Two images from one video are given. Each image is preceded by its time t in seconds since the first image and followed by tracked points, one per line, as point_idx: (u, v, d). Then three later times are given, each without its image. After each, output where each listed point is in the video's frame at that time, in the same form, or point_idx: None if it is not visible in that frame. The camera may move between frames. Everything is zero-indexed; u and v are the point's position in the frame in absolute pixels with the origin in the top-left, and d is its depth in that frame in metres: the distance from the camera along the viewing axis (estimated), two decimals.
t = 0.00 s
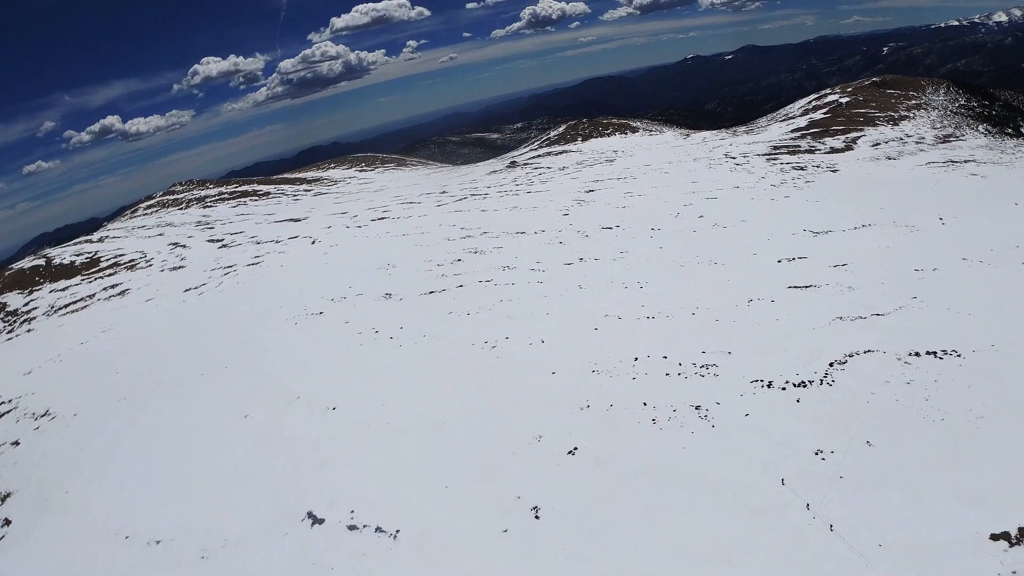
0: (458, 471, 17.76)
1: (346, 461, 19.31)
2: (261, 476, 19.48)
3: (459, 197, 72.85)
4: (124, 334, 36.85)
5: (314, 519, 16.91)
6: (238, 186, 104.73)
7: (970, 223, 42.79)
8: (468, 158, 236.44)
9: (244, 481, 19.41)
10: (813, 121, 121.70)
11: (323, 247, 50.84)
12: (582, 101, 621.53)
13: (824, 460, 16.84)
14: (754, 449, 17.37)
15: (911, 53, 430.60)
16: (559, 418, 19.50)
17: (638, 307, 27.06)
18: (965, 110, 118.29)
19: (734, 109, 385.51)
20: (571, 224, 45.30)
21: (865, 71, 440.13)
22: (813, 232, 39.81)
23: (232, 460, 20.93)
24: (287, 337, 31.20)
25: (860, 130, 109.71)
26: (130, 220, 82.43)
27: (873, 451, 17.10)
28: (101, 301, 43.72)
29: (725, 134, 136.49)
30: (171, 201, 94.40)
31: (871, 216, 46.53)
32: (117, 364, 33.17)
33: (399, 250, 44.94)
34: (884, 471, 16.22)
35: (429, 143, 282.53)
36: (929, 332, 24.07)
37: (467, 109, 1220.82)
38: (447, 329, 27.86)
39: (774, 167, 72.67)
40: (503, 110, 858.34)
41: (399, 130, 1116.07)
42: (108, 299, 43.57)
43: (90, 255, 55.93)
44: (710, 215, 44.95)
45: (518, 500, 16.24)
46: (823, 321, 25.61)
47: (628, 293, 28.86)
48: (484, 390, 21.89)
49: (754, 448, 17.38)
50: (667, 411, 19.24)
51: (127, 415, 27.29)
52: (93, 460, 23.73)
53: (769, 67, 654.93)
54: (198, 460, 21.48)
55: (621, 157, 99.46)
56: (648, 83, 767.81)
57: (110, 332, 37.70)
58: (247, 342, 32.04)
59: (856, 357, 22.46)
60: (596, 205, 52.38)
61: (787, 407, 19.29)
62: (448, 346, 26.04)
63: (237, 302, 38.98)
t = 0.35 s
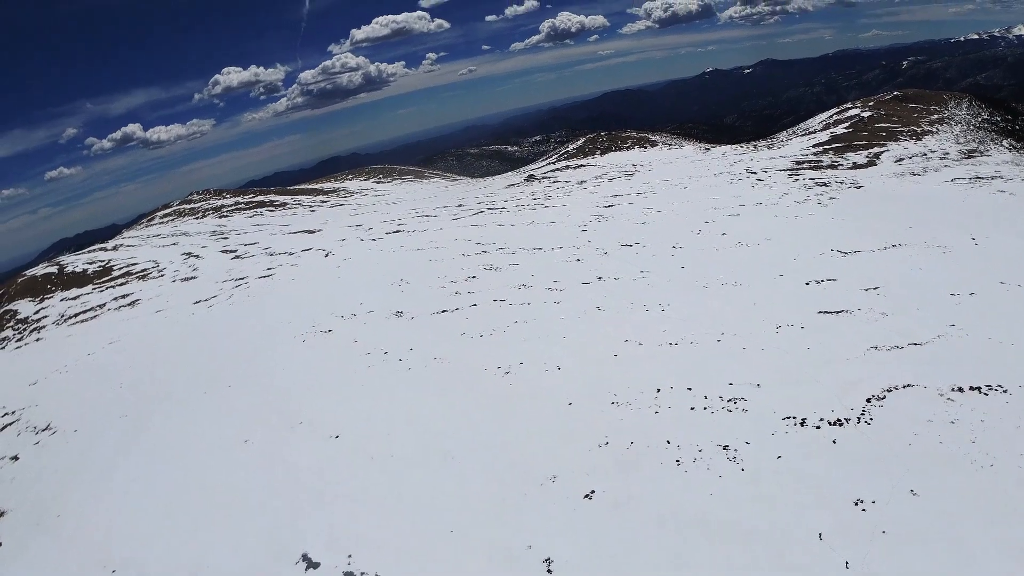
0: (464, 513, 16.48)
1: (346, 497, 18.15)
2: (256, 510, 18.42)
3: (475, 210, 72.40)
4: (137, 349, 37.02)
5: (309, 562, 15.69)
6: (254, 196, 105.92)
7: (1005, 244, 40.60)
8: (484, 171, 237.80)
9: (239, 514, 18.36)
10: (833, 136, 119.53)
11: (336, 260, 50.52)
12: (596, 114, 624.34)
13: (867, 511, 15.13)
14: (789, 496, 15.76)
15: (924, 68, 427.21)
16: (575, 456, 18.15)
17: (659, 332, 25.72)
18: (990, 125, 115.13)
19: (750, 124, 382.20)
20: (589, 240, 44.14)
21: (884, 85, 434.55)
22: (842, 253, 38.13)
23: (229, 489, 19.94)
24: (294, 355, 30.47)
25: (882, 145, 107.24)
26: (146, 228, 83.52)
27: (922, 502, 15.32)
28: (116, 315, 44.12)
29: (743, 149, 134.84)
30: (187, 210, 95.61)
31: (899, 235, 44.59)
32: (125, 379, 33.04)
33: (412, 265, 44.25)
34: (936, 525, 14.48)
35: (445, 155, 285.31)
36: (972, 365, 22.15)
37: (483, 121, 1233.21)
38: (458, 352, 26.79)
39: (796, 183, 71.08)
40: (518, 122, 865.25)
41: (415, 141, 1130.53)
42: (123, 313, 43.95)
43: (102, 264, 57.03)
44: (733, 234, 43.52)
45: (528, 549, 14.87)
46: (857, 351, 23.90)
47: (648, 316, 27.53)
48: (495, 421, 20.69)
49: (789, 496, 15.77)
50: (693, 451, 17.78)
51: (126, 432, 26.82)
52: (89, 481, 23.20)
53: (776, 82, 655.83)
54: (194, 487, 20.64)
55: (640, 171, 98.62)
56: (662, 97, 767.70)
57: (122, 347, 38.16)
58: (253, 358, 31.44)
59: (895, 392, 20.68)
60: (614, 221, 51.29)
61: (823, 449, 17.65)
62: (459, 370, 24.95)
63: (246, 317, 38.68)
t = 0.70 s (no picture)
0: (466, 559, 15.26)
1: (341, 536, 17.08)
2: (247, 547, 17.39)
3: (490, 223, 71.95)
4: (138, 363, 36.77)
5: None
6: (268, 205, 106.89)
7: None
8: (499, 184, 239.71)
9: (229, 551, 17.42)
10: (850, 150, 117.53)
11: (346, 273, 50.28)
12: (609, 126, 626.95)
13: (907, 568, 13.50)
14: (823, 548, 14.22)
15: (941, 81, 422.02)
16: (589, 497, 16.93)
17: (678, 359, 24.50)
18: (1011, 138, 112.18)
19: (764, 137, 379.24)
20: (604, 257, 43.21)
21: (902, 98, 428.85)
22: (866, 273, 36.54)
23: (223, 522, 19.12)
24: (299, 375, 29.80)
25: (902, 159, 104.89)
26: (159, 237, 84.57)
27: (969, 560, 13.61)
28: (127, 330, 44.58)
29: (759, 163, 133.20)
30: (201, 219, 96.75)
31: (924, 254, 42.74)
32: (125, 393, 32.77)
33: (424, 280, 43.58)
34: None
35: (459, 168, 288.30)
36: (1014, 400, 20.19)
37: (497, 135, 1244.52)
38: (467, 376, 25.78)
39: (820, 201, 69.75)
40: (532, 134, 870.16)
41: (429, 151, 1141.70)
42: (136, 328, 44.36)
43: (112, 273, 59.03)
44: (752, 254, 42.22)
45: None
46: (889, 383, 22.24)
47: (666, 342, 26.32)
48: (504, 454, 19.59)
49: (823, 548, 14.23)
50: (716, 495, 16.41)
51: (126, 454, 26.51)
52: (87, 507, 22.87)
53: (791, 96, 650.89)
54: (188, 518, 19.91)
55: (659, 187, 98.38)
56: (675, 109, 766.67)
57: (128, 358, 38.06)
58: (257, 377, 30.90)
59: (933, 431, 18.92)
60: (631, 238, 50.31)
61: (857, 496, 16.08)
62: (468, 397, 23.96)
63: (252, 331, 38.49)
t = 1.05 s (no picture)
0: None
1: None
2: None
3: (500, 238, 71.37)
4: (147, 388, 36.86)
5: None
6: (279, 216, 107.59)
7: None
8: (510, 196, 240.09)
9: None
10: (866, 163, 115.54)
11: (354, 288, 49.81)
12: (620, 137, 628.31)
13: None
14: None
15: (952, 92, 418.43)
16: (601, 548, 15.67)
17: (694, 390, 23.28)
18: None
19: (774, 149, 376.89)
20: (620, 275, 42.46)
21: (915, 110, 424.68)
22: (891, 295, 34.90)
23: (213, 560, 18.13)
24: (302, 399, 29.12)
25: (920, 172, 102.63)
26: (170, 247, 85.23)
27: None
28: (134, 344, 44.45)
29: (773, 177, 131.52)
30: (212, 229, 97.47)
31: (949, 274, 40.95)
32: (133, 421, 32.85)
33: (432, 297, 42.86)
34: None
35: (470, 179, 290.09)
36: None
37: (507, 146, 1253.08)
38: (474, 403, 24.78)
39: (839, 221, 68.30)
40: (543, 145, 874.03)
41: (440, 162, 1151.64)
42: (144, 343, 44.39)
43: (119, 284, 59.31)
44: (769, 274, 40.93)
45: None
46: (923, 418, 20.64)
47: (682, 369, 25.10)
48: (512, 495, 18.48)
49: None
50: (739, 548, 15.10)
51: (122, 478, 25.91)
52: (73, 535, 22.02)
53: (791, 108, 651.06)
54: (177, 553, 19.03)
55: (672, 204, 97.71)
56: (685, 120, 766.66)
57: (139, 381, 38.20)
58: (259, 402, 30.30)
59: (975, 475, 17.29)
60: (643, 256, 49.32)
61: (894, 550, 14.60)
62: (474, 427, 22.95)
63: (258, 354, 38.37)
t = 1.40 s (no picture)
0: None
1: None
2: None
3: (507, 248, 70.65)
4: (145, 404, 36.25)
5: None
6: (286, 223, 107.74)
7: None
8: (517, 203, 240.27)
9: None
10: (879, 172, 113.69)
11: (358, 300, 49.17)
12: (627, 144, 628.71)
13: None
14: None
15: (959, 98, 414.47)
16: None
17: (709, 418, 22.07)
18: None
19: (783, 156, 374.67)
20: (630, 290, 41.48)
21: (924, 115, 420.31)
22: (913, 313, 33.50)
23: None
24: (302, 420, 28.29)
25: (935, 180, 100.55)
26: (177, 254, 85.37)
27: None
28: (135, 357, 44.06)
29: (784, 186, 129.71)
30: (219, 237, 97.68)
31: (972, 288, 39.32)
32: (130, 438, 32.20)
33: (437, 311, 42.08)
34: None
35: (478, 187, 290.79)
36: None
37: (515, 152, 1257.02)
38: (478, 428, 23.75)
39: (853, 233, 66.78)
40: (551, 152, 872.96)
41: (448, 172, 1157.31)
42: (145, 356, 43.93)
43: (123, 293, 59.11)
44: (784, 290, 39.72)
45: None
46: (956, 451, 19.13)
47: (696, 394, 23.97)
48: (512, 532, 17.28)
49: None
50: None
51: (113, 502, 25.16)
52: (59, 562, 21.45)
53: (799, 114, 647.15)
54: None
55: (681, 214, 96.63)
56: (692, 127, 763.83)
57: (138, 397, 37.67)
58: (256, 422, 29.55)
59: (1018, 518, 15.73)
60: (653, 269, 48.28)
61: None
62: (476, 455, 21.89)
63: (259, 368, 37.73)
